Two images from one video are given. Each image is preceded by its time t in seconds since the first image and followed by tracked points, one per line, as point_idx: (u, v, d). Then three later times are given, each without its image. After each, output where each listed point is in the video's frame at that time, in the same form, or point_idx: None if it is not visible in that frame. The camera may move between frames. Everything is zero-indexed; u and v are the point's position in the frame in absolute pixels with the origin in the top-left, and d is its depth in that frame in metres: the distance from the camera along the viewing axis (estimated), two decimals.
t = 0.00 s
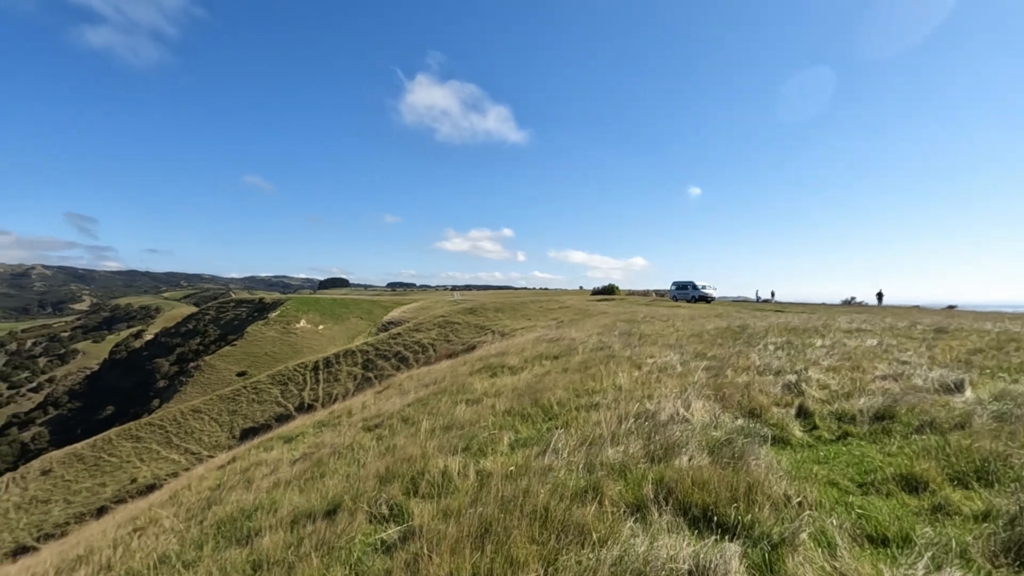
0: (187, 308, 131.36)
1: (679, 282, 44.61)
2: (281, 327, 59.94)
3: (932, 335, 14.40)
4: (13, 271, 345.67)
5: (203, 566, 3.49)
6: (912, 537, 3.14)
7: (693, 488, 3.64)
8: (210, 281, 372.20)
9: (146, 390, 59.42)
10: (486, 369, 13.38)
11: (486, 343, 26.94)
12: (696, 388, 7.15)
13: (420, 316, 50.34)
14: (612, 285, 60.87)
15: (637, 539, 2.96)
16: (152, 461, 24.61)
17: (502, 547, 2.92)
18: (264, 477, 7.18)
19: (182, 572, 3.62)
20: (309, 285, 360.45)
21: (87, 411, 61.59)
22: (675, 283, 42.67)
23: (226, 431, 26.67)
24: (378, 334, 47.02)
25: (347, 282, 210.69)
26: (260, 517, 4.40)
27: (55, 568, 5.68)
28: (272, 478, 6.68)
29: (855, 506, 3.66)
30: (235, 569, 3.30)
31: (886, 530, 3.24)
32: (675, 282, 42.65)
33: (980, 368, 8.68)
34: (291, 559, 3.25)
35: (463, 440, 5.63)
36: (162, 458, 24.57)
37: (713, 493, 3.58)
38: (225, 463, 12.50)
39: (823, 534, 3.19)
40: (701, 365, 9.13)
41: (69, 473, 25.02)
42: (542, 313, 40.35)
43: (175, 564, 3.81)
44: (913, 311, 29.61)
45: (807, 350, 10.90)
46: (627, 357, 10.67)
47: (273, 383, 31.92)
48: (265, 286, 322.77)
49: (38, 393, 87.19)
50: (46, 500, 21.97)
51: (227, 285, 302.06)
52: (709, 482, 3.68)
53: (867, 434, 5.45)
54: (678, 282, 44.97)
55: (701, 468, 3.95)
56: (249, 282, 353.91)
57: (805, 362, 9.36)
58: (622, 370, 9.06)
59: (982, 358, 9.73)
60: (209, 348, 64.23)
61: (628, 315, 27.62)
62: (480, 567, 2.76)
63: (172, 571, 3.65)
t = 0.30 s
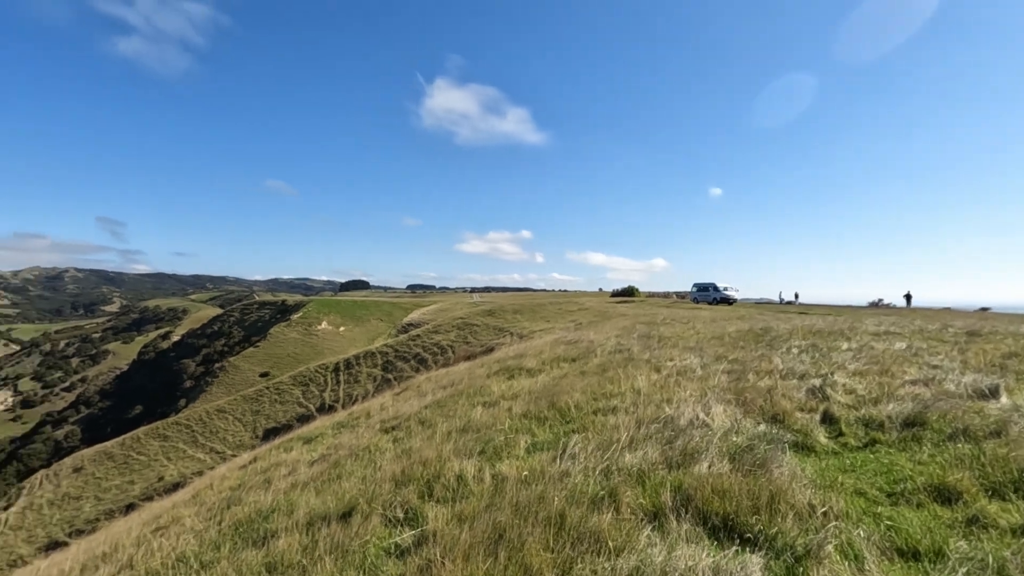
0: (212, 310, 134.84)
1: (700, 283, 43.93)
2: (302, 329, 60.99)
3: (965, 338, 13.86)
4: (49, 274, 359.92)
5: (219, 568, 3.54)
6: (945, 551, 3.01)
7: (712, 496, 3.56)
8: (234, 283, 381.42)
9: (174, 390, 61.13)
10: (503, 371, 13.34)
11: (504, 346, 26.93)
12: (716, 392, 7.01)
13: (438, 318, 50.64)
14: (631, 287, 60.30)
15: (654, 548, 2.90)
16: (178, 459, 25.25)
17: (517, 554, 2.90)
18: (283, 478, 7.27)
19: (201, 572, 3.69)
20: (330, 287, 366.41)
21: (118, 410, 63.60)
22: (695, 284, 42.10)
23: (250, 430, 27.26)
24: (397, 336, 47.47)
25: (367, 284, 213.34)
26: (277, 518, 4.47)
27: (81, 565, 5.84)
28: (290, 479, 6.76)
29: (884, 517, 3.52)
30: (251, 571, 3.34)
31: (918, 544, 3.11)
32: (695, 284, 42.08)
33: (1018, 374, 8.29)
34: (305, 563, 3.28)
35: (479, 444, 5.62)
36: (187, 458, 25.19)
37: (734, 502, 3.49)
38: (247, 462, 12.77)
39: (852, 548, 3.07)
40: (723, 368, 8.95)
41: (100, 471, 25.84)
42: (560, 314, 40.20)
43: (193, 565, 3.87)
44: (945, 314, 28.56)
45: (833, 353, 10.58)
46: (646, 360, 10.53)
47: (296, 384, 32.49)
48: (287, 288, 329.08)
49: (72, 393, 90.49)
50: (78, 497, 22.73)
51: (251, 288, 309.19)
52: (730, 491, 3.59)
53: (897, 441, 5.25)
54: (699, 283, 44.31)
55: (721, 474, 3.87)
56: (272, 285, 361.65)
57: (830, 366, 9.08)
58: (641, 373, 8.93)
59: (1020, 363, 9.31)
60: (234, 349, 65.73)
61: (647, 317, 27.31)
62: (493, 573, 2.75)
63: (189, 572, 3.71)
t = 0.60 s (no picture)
0: (246, 310, 139.27)
1: (729, 282, 42.97)
2: (332, 328, 62.37)
3: (1013, 340, 13.16)
4: (95, 275, 377.88)
5: (251, 563, 3.64)
6: (994, 564, 2.84)
7: (743, 501, 3.46)
8: (266, 284, 392.59)
9: (209, 387, 63.33)
10: (528, 371, 13.32)
11: (530, 346, 26.92)
12: (747, 395, 6.82)
13: (465, 318, 50.94)
14: (659, 286, 59.47)
15: (683, 554, 2.84)
16: (213, 455, 26.15)
17: (543, 557, 2.88)
18: (313, 475, 7.44)
19: (235, 566, 3.80)
20: (358, 287, 373.27)
21: (157, 406, 66.28)
22: (724, 283, 41.23)
23: (281, 427, 28.01)
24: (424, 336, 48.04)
25: (394, 284, 216.59)
26: (306, 515, 4.57)
27: (123, 556, 6.11)
28: (320, 477, 6.90)
29: (925, 527, 3.36)
30: (282, 567, 3.42)
31: (963, 556, 2.95)
32: (724, 283, 41.20)
33: None
34: (331, 560, 3.34)
35: (505, 445, 5.62)
36: (222, 453, 26.07)
37: (764, 507, 3.40)
38: (278, 459, 13.08)
39: (890, 558, 2.94)
40: (753, 370, 8.72)
41: (140, 465, 26.97)
42: (586, 314, 39.97)
43: (227, 560, 3.98)
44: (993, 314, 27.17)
45: (870, 355, 10.17)
46: (674, 361, 10.35)
47: (325, 382, 33.25)
48: (316, 288, 336.99)
49: (115, 389, 94.80)
50: (120, 489, 23.78)
51: (282, 288, 317.85)
52: (761, 496, 3.49)
53: (939, 448, 5.00)
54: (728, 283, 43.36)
55: (752, 480, 3.76)
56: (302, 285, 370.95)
57: (866, 368, 8.74)
58: (669, 374, 8.78)
59: None
60: (266, 348, 67.69)
61: (675, 317, 26.89)
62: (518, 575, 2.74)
63: (222, 567, 3.82)
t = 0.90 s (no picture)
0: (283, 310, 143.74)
1: (765, 283, 41.74)
2: (365, 328, 63.70)
3: None
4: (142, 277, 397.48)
5: (288, 560, 3.74)
6: None
7: (779, 511, 3.34)
8: (301, 285, 404.42)
9: (248, 385, 65.67)
10: (559, 373, 13.25)
11: (560, 347, 26.84)
12: (783, 399, 6.61)
13: (494, 319, 51.15)
14: (692, 287, 58.28)
15: (716, 565, 2.76)
16: (252, 451, 27.08)
17: (573, 564, 2.85)
18: (346, 474, 7.60)
19: (273, 562, 3.92)
20: (389, 288, 380.20)
21: (198, 403, 69.11)
22: (759, 284, 40.11)
23: (316, 426, 28.77)
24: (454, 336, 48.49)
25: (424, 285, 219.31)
26: (340, 514, 4.66)
27: (167, 548, 6.37)
28: (353, 476, 7.03)
29: (978, 543, 3.15)
30: (316, 565, 3.49)
31: None
32: (759, 284, 40.08)
33: None
34: (365, 560, 3.40)
35: (535, 447, 5.60)
36: (260, 450, 26.96)
37: (803, 518, 3.27)
38: (314, 457, 13.44)
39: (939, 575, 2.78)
40: (790, 374, 8.44)
41: (183, 460, 28.17)
42: (618, 316, 39.53)
43: (265, 555, 4.11)
44: None
45: (915, 359, 9.69)
46: (707, 364, 10.11)
47: (359, 382, 33.98)
48: (349, 289, 344.89)
49: (160, 386, 99.37)
50: (165, 483, 24.90)
51: (316, 289, 326.60)
52: (798, 506, 3.37)
53: (991, 458, 4.72)
54: (764, 283, 42.12)
55: (790, 489, 3.62)
56: (335, 286, 380.27)
57: (911, 373, 8.32)
58: (702, 378, 8.57)
59: None
60: (301, 348, 69.68)
61: (709, 319, 26.29)
62: None
63: (260, 563, 3.93)
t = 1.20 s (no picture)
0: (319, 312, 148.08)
1: (805, 285, 40.25)
2: (398, 330, 64.90)
3: None
4: (188, 280, 416.90)
5: (323, 556, 3.83)
6: None
7: (821, 520, 3.20)
8: (335, 287, 415.71)
9: (286, 385, 67.88)
10: (590, 376, 13.15)
11: (593, 349, 26.65)
12: (824, 404, 6.34)
13: (525, 321, 51.20)
14: (728, 289, 56.76)
15: None
16: (290, 450, 27.94)
17: (603, 569, 2.82)
18: (380, 473, 7.72)
19: (308, 558, 4.01)
20: (420, 290, 385.84)
21: (239, 402, 71.89)
22: (798, 286, 38.80)
23: (351, 426, 29.44)
24: (485, 338, 48.78)
25: (455, 287, 221.53)
26: (374, 513, 4.74)
27: (209, 542, 6.61)
28: (386, 475, 7.15)
29: None
30: (349, 563, 3.56)
31: None
32: (798, 285, 38.78)
33: None
34: (396, 558, 3.46)
35: (565, 450, 5.57)
36: (298, 448, 27.79)
37: (845, 528, 3.12)
38: (350, 456, 13.75)
39: None
40: (831, 379, 8.09)
41: (225, 457, 29.32)
42: (651, 318, 38.90)
43: (301, 551, 4.23)
44: None
45: (969, 364, 9.13)
46: (744, 367, 9.82)
47: (392, 383, 34.62)
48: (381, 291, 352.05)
49: (205, 385, 103.97)
50: (208, 479, 25.95)
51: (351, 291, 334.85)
52: (841, 515, 3.22)
53: None
54: (803, 285, 40.67)
55: (831, 497, 3.47)
56: (368, 288, 388.81)
57: (964, 379, 7.86)
58: (739, 382, 8.32)
59: None
60: (337, 349, 71.54)
61: (747, 322, 25.60)
62: None
63: (296, 558, 4.04)
